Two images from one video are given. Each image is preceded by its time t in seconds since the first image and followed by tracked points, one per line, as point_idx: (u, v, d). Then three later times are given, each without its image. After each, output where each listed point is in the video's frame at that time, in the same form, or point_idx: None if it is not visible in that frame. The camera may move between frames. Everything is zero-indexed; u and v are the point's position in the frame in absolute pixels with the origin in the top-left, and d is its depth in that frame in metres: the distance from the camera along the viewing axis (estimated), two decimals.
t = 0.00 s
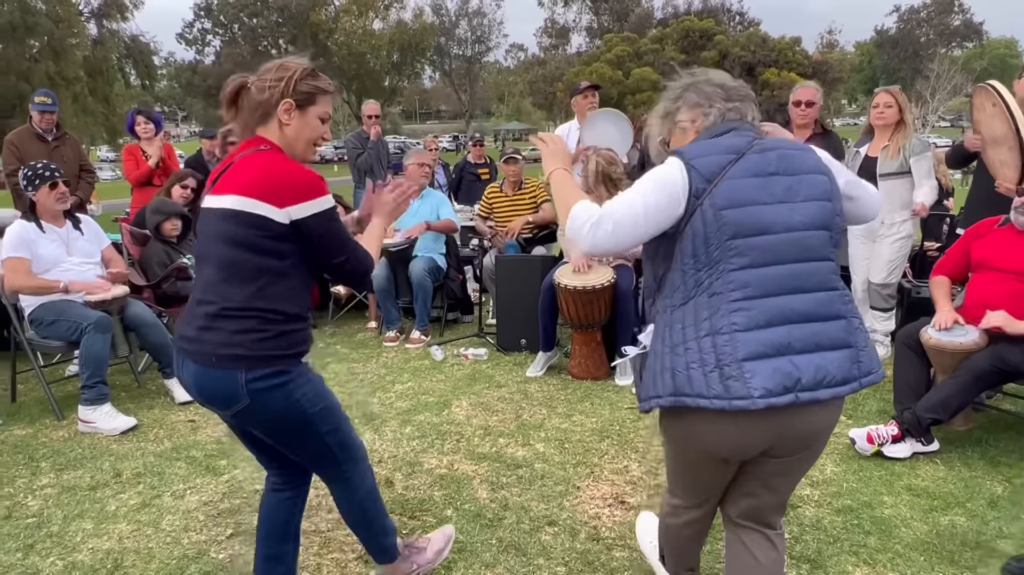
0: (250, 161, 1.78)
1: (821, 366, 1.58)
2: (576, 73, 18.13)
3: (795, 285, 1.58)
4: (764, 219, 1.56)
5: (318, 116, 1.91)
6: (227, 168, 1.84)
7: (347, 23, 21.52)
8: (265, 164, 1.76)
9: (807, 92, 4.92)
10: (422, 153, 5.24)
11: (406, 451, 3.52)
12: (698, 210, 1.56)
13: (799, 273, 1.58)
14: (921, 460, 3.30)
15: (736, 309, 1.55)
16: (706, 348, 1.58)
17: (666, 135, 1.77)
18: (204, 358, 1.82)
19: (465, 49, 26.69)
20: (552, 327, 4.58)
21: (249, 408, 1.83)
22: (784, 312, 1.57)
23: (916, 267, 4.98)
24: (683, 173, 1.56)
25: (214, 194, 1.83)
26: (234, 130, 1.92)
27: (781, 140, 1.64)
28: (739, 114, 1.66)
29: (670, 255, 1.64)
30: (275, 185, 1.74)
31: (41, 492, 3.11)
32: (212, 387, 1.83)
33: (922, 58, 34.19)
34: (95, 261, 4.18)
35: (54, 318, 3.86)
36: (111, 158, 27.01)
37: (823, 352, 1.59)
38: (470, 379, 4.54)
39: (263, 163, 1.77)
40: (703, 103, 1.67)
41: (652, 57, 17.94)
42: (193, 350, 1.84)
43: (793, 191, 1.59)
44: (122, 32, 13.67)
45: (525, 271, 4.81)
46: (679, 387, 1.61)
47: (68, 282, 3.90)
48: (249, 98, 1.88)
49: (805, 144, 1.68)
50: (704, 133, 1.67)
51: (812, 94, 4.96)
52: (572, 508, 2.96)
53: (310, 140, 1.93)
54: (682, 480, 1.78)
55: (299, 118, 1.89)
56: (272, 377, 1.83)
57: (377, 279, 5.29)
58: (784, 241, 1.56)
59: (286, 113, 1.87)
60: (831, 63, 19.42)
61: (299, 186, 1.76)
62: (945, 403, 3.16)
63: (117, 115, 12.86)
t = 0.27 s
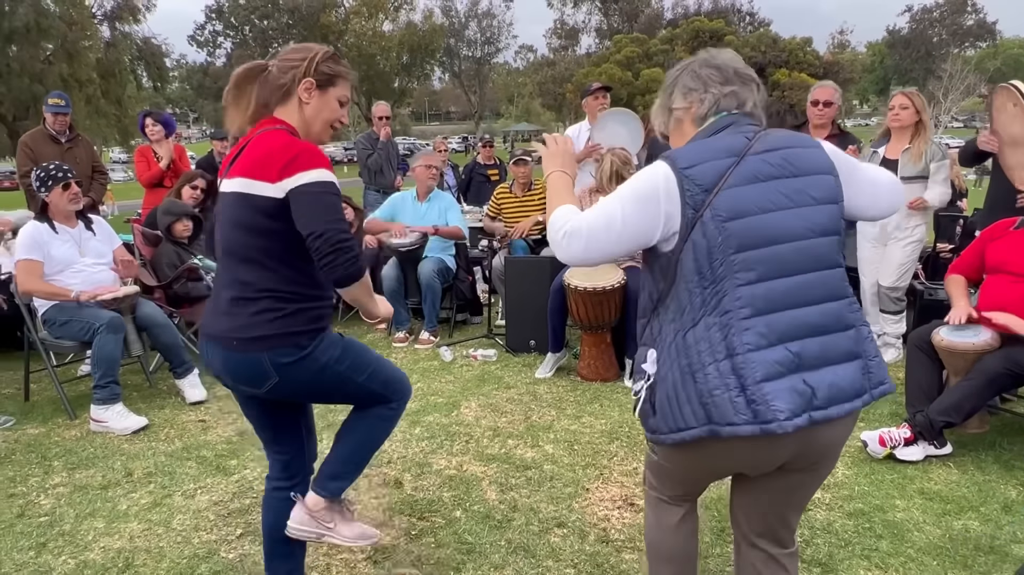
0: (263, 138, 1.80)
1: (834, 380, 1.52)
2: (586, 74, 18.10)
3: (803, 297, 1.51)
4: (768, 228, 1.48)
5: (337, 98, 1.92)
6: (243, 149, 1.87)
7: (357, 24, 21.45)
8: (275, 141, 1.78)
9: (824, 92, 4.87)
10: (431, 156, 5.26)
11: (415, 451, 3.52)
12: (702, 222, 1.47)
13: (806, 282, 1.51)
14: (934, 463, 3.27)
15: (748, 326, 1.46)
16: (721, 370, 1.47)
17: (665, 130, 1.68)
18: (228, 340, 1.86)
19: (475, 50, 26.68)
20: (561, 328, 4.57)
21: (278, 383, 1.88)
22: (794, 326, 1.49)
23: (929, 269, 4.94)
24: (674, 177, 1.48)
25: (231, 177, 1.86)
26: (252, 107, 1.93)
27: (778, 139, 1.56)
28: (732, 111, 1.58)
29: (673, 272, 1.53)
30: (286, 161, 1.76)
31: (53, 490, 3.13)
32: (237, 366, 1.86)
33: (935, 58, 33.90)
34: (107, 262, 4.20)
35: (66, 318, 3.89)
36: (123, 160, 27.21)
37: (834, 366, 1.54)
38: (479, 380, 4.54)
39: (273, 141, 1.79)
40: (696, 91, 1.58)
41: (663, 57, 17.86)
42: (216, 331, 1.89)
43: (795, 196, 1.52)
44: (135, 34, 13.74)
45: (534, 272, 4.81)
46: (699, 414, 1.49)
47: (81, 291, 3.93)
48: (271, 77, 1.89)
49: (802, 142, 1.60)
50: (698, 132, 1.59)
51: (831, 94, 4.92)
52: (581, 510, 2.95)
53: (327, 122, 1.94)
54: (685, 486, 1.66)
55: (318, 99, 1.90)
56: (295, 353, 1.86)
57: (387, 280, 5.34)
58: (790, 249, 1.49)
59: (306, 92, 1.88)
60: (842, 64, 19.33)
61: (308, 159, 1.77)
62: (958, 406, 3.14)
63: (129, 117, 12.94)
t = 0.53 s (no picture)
0: (291, 174, 1.87)
1: (810, 454, 1.39)
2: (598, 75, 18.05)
3: (776, 361, 1.38)
4: (740, 284, 1.35)
5: (354, 130, 1.97)
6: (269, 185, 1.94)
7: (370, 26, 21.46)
8: (303, 177, 1.85)
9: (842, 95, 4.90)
10: (442, 157, 5.26)
11: (427, 452, 3.53)
12: (665, 277, 1.36)
13: (781, 346, 1.38)
14: (950, 467, 3.24)
15: (708, 393, 1.35)
16: (671, 436, 1.38)
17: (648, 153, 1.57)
18: (261, 370, 1.90)
19: (487, 52, 26.68)
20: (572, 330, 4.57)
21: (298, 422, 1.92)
22: (763, 395, 1.37)
23: (944, 271, 4.90)
24: (642, 230, 1.35)
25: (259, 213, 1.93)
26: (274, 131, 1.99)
27: (762, 179, 1.42)
28: (716, 139, 1.45)
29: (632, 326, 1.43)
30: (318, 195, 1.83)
31: (69, 488, 3.17)
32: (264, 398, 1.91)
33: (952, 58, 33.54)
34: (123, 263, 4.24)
35: (83, 318, 3.94)
36: (138, 162, 27.48)
37: (811, 437, 1.40)
38: (491, 381, 4.54)
39: (302, 178, 1.86)
40: (676, 115, 1.46)
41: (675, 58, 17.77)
42: (247, 359, 1.93)
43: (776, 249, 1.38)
44: (150, 37, 13.86)
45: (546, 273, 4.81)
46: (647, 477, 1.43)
47: (98, 291, 3.97)
48: (289, 114, 1.94)
49: (796, 182, 1.45)
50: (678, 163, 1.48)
51: (848, 96, 4.93)
52: (593, 511, 2.95)
53: (347, 153, 2.00)
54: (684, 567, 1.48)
55: (336, 133, 1.96)
56: (327, 393, 1.93)
57: (400, 280, 5.35)
58: (762, 312, 1.36)
59: (324, 128, 1.95)
60: (856, 64, 19.18)
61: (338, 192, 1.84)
62: (975, 410, 3.11)
63: (145, 119, 13.06)
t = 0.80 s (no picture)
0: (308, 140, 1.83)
1: (811, 413, 1.30)
2: (612, 77, 17.99)
3: (781, 311, 1.29)
4: (744, 227, 1.26)
5: (372, 97, 1.94)
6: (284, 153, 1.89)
7: (385, 29, 21.50)
8: (322, 143, 1.81)
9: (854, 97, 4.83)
10: (455, 158, 5.26)
11: (440, 453, 3.54)
12: (667, 213, 1.27)
13: (789, 299, 1.29)
14: (969, 473, 3.20)
15: (703, 340, 1.27)
16: (661, 383, 1.31)
17: (653, 102, 1.49)
18: (293, 341, 1.85)
19: (501, 54, 26.62)
20: (586, 331, 4.57)
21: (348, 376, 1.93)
22: (765, 346, 1.28)
23: (963, 274, 4.84)
24: (648, 156, 1.28)
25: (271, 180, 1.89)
26: (285, 102, 1.96)
27: (782, 121, 1.32)
28: (733, 81, 1.36)
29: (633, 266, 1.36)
30: (334, 162, 1.78)
31: (87, 486, 3.20)
32: (307, 365, 1.88)
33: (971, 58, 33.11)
34: (140, 264, 4.29)
35: (101, 318, 3.98)
36: (156, 163, 27.77)
37: (813, 396, 1.31)
38: (504, 383, 4.54)
39: (321, 144, 1.81)
40: (689, 60, 1.38)
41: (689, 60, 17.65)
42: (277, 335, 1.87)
43: (786, 192, 1.29)
44: (168, 40, 13.97)
45: (560, 274, 4.81)
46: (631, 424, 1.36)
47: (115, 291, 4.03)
48: (305, 87, 1.92)
49: (819, 123, 1.35)
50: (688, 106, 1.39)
51: (860, 97, 4.87)
52: (606, 515, 2.94)
53: (364, 121, 1.96)
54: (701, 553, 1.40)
55: (353, 99, 1.93)
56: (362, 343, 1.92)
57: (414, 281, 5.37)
58: (770, 257, 1.27)
59: (342, 94, 1.91)
60: (874, 65, 19.00)
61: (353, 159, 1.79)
62: (994, 415, 3.07)
63: (162, 121, 13.20)
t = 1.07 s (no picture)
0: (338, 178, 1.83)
1: (844, 497, 1.30)
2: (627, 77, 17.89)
3: (812, 396, 1.28)
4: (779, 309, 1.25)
5: (399, 133, 1.94)
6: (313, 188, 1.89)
7: (400, 31, 21.57)
8: (354, 180, 1.81)
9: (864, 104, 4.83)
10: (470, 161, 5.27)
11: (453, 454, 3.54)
12: (697, 297, 1.25)
13: (819, 382, 1.29)
14: (989, 479, 3.15)
15: (740, 428, 1.25)
16: (698, 475, 1.27)
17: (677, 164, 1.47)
18: (321, 386, 1.88)
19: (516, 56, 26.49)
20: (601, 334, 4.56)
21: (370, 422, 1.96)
22: (797, 433, 1.27)
23: (983, 278, 4.77)
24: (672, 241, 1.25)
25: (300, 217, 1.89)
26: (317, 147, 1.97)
27: (809, 194, 1.32)
28: (749, 148, 1.35)
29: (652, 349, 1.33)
30: (364, 201, 1.79)
31: (105, 484, 3.24)
32: (333, 412, 1.91)
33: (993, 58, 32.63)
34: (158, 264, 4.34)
35: (120, 318, 4.02)
36: (174, 165, 28.09)
37: (843, 480, 1.31)
38: (518, 384, 4.54)
39: (352, 181, 1.82)
40: (708, 122, 1.38)
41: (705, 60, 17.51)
42: (303, 376, 1.91)
43: (820, 272, 1.29)
44: (187, 43, 14.10)
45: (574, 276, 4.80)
46: (664, 513, 1.31)
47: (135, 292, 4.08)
48: (330, 122, 1.92)
49: (839, 196, 1.36)
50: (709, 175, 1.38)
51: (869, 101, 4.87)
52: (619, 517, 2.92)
53: (391, 155, 1.96)
54: None
55: (380, 134, 1.92)
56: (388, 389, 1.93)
57: (427, 282, 5.37)
58: (801, 340, 1.27)
59: (369, 130, 1.90)
60: (892, 65, 18.81)
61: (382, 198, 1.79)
62: (1016, 421, 3.02)
63: (181, 123, 13.34)
